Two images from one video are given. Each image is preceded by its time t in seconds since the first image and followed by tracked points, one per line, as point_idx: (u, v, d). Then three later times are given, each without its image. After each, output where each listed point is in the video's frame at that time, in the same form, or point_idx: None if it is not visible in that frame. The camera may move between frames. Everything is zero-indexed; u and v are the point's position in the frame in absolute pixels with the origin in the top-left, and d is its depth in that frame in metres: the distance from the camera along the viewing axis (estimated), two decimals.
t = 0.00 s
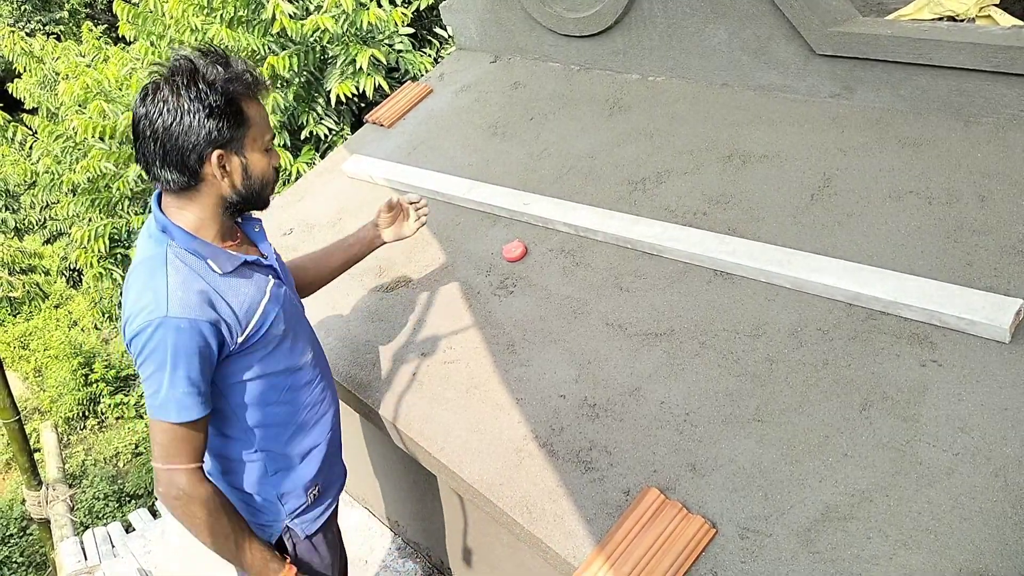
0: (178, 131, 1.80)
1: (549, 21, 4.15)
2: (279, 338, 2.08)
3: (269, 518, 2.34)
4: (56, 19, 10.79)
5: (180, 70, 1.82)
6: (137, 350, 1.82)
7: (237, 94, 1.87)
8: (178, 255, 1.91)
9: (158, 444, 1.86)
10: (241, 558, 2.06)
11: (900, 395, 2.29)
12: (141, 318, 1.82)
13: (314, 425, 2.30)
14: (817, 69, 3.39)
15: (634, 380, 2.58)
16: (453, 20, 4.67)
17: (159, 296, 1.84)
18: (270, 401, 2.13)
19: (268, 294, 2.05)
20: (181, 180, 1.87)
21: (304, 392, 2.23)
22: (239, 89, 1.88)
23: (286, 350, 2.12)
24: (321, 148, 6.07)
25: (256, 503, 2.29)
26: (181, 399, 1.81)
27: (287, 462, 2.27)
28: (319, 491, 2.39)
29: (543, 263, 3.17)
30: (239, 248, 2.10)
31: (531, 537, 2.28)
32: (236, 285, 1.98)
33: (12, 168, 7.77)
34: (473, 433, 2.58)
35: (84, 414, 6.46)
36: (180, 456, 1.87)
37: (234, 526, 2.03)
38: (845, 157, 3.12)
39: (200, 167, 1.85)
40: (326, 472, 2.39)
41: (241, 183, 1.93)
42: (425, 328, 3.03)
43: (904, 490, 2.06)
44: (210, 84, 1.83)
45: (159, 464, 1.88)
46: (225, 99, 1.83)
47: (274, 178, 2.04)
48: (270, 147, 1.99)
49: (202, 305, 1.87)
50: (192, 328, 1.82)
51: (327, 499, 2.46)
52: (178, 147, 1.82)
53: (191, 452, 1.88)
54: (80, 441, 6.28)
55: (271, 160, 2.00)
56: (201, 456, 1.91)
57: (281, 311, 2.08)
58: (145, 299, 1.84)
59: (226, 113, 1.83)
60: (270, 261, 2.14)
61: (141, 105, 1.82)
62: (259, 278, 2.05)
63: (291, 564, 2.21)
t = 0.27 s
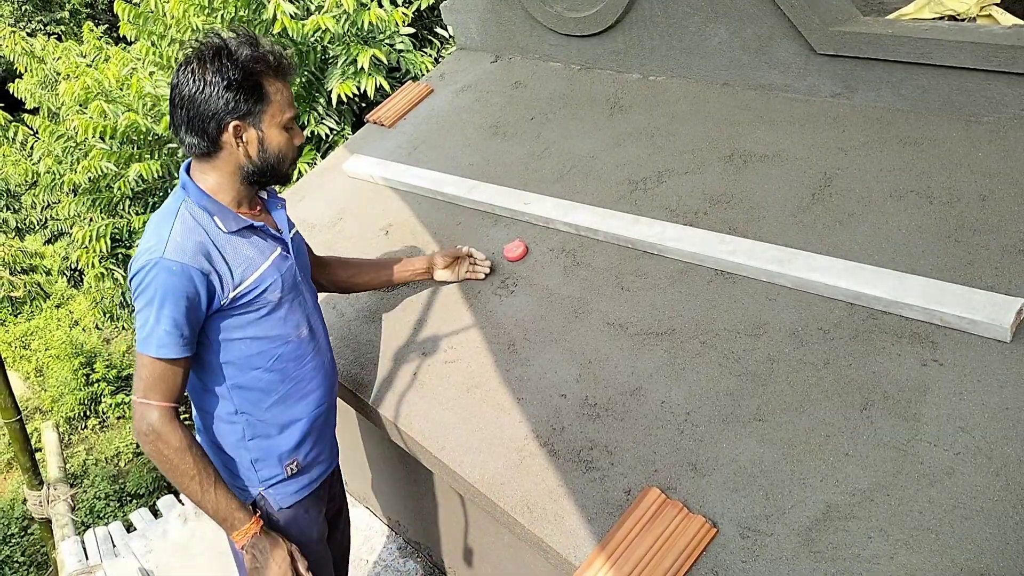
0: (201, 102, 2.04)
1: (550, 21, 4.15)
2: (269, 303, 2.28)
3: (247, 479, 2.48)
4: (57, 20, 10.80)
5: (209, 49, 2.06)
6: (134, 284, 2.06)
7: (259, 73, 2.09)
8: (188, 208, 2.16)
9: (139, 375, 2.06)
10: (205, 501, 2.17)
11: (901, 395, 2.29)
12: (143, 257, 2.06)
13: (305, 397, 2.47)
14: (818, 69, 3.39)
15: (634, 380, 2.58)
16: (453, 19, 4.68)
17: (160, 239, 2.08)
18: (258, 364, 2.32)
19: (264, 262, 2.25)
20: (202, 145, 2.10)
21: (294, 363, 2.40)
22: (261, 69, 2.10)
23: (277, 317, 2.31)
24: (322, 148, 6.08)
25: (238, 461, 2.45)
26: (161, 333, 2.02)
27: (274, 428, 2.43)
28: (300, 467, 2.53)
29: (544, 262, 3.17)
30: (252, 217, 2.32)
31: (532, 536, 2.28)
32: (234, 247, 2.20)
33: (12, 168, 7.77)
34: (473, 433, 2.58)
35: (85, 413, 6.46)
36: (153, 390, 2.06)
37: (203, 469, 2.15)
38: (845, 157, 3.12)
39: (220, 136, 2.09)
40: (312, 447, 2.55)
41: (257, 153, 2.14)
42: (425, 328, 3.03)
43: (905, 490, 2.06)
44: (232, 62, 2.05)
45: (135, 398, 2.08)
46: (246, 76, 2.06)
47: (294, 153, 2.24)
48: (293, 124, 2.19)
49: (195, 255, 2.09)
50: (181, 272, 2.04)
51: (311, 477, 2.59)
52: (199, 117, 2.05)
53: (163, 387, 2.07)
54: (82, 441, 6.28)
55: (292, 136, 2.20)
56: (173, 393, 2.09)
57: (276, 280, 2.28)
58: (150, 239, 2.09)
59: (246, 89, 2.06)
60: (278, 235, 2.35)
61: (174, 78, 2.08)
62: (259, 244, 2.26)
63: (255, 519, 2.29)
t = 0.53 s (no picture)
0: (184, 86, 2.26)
1: (550, 21, 4.16)
2: (271, 284, 2.38)
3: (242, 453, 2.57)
4: (57, 20, 10.81)
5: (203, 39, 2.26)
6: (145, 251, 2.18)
7: (225, 59, 2.19)
8: (202, 184, 2.29)
9: (141, 339, 2.17)
10: (197, 467, 2.24)
11: (900, 396, 2.29)
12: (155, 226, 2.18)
13: (302, 378, 2.56)
14: (817, 69, 3.39)
15: (634, 380, 2.58)
16: (453, 20, 4.68)
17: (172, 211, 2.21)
18: (257, 341, 2.41)
19: (269, 243, 2.36)
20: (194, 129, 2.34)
21: (293, 345, 2.50)
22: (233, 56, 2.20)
23: (278, 297, 2.41)
24: (322, 148, 6.08)
25: (234, 435, 2.54)
26: (164, 300, 2.12)
27: (271, 404, 2.52)
28: (292, 448, 2.61)
29: (543, 262, 3.17)
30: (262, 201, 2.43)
31: (532, 537, 2.28)
32: (240, 225, 2.31)
33: (12, 168, 7.78)
34: (472, 433, 2.58)
35: (85, 413, 6.45)
36: (153, 354, 2.17)
37: (195, 436, 2.23)
38: (845, 157, 3.12)
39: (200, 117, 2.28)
40: (306, 429, 2.63)
41: (221, 136, 2.24)
42: (425, 328, 3.03)
43: (905, 490, 2.07)
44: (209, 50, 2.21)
45: (137, 362, 2.18)
46: (211, 61, 2.19)
47: (261, 142, 2.24)
48: (257, 112, 2.20)
49: (203, 227, 2.21)
50: (187, 242, 2.16)
51: (302, 459, 2.67)
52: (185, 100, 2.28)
53: (164, 352, 2.17)
54: (81, 441, 6.28)
55: (253, 123, 2.21)
56: (175, 360, 2.19)
57: (280, 261, 2.38)
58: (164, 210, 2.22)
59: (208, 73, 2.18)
60: (285, 220, 2.46)
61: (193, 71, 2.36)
62: (267, 226, 2.38)
63: (245, 491, 2.33)
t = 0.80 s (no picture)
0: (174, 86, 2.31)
1: (549, 21, 4.16)
2: (266, 279, 2.39)
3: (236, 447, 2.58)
4: (56, 20, 10.81)
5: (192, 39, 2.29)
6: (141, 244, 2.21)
7: (208, 60, 2.22)
8: (199, 180, 2.32)
9: (140, 330, 2.21)
10: (197, 454, 2.30)
11: (899, 395, 2.29)
12: (151, 220, 2.21)
13: (296, 373, 2.57)
14: (817, 69, 3.39)
15: (633, 380, 2.58)
16: (452, 20, 4.68)
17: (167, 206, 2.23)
18: (250, 335, 2.42)
19: (264, 239, 2.37)
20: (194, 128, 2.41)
21: (287, 340, 2.51)
22: (216, 58, 2.22)
23: (273, 292, 2.42)
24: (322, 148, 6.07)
25: (228, 429, 2.55)
26: (160, 293, 2.16)
27: (264, 399, 2.52)
28: (286, 443, 2.61)
29: (542, 262, 3.17)
30: (260, 197, 2.45)
31: (531, 537, 2.28)
32: (235, 221, 2.33)
33: (11, 168, 7.78)
34: (471, 432, 2.58)
35: (84, 413, 6.44)
36: (151, 345, 2.21)
37: (195, 425, 2.28)
38: (844, 157, 3.12)
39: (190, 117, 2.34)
40: (300, 425, 2.63)
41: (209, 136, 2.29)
42: (424, 327, 3.03)
43: (904, 490, 2.06)
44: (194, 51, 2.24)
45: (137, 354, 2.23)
46: (194, 64, 2.22)
47: (247, 142, 2.27)
48: (241, 113, 2.23)
49: (197, 223, 2.23)
50: (181, 236, 2.18)
51: (297, 454, 2.67)
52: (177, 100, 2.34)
53: (163, 343, 2.22)
54: (81, 441, 6.28)
55: (239, 124, 2.25)
56: (174, 351, 2.24)
57: (274, 257, 2.39)
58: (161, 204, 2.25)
59: (193, 76, 2.23)
60: (282, 216, 2.47)
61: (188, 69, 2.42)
62: (262, 222, 2.39)
63: (244, 478, 2.38)
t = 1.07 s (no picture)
0: (186, 89, 2.21)
1: (547, 21, 4.15)
2: (256, 280, 2.39)
3: (229, 448, 2.58)
4: (54, 19, 10.80)
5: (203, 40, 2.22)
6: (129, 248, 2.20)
7: (238, 65, 2.18)
8: (188, 182, 2.30)
9: (129, 333, 2.21)
10: (184, 457, 2.29)
11: (897, 395, 2.29)
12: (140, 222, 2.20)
13: (288, 373, 2.56)
14: (815, 69, 3.39)
15: (632, 380, 2.58)
16: (450, 19, 4.68)
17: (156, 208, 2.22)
18: (241, 335, 2.42)
19: (254, 239, 2.36)
20: (193, 131, 2.29)
21: (278, 340, 2.50)
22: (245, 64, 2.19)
23: (264, 293, 2.42)
24: (320, 148, 6.07)
25: (221, 429, 2.55)
26: (149, 296, 2.15)
27: (256, 399, 2.52)
28: (280, 443, 2.61)
29: (541, 262, 3.17)
30: (251, 197, 2.44)
31: (529, 536, 2.29)
32: (226, 222, 2.32)
33: (9, 167, 7.78)
34: (470, 432, 2.58)
35: (82, 413, 6.45)
36: (139, 348, 2.21)
37: (183, 427, 2.28)
38: (842, 157, 3.13)
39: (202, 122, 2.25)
40: (294, 424, 2.62)
41: (232, 141, 2.25)
42: (422, 327, 3.03)
43: (902, 489, 2.07)
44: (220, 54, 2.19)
45: (126, 357, 2.24)
46: (226, 69, 2.17)
47: (275, 148, 2.30)
48: (272, 119, 2.24)
49: (186, 225, 2.22)
50: (170, 239, 2.17)
51: (292, 454, 2.66)
52: (186, 103, 2.23)
53: (150, 346, 2.21)
54: (79, 441, 6.28)
55: (270, 132, 2.26)
56: (161, 354, 2.24)
57: (264, 257, 2.38)
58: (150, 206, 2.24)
59: (223, 81, 2.17)
60: (273, 217, 2.46)
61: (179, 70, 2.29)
62: (253, 223, 2.38)
63: (233, 480, 2.38)
